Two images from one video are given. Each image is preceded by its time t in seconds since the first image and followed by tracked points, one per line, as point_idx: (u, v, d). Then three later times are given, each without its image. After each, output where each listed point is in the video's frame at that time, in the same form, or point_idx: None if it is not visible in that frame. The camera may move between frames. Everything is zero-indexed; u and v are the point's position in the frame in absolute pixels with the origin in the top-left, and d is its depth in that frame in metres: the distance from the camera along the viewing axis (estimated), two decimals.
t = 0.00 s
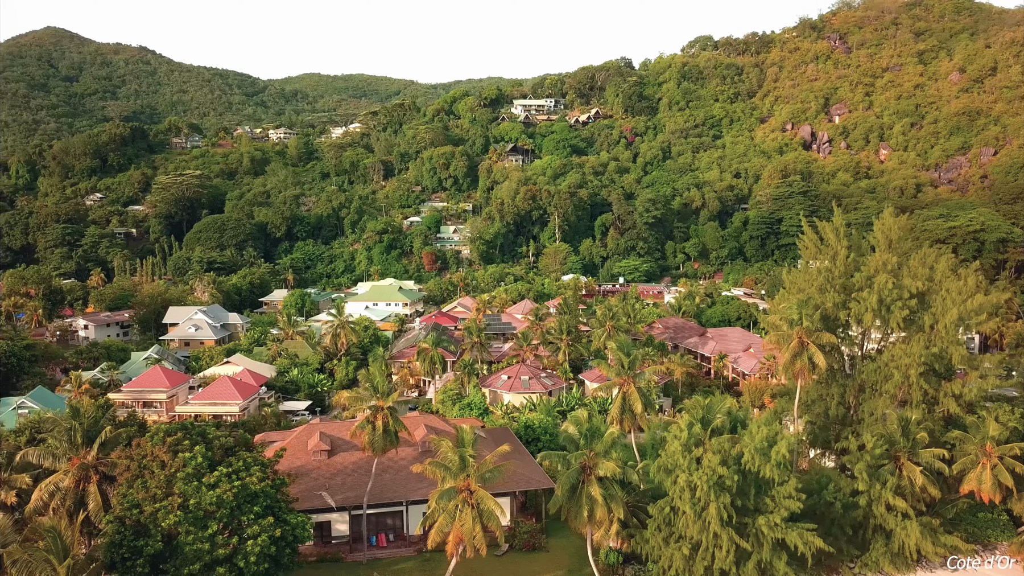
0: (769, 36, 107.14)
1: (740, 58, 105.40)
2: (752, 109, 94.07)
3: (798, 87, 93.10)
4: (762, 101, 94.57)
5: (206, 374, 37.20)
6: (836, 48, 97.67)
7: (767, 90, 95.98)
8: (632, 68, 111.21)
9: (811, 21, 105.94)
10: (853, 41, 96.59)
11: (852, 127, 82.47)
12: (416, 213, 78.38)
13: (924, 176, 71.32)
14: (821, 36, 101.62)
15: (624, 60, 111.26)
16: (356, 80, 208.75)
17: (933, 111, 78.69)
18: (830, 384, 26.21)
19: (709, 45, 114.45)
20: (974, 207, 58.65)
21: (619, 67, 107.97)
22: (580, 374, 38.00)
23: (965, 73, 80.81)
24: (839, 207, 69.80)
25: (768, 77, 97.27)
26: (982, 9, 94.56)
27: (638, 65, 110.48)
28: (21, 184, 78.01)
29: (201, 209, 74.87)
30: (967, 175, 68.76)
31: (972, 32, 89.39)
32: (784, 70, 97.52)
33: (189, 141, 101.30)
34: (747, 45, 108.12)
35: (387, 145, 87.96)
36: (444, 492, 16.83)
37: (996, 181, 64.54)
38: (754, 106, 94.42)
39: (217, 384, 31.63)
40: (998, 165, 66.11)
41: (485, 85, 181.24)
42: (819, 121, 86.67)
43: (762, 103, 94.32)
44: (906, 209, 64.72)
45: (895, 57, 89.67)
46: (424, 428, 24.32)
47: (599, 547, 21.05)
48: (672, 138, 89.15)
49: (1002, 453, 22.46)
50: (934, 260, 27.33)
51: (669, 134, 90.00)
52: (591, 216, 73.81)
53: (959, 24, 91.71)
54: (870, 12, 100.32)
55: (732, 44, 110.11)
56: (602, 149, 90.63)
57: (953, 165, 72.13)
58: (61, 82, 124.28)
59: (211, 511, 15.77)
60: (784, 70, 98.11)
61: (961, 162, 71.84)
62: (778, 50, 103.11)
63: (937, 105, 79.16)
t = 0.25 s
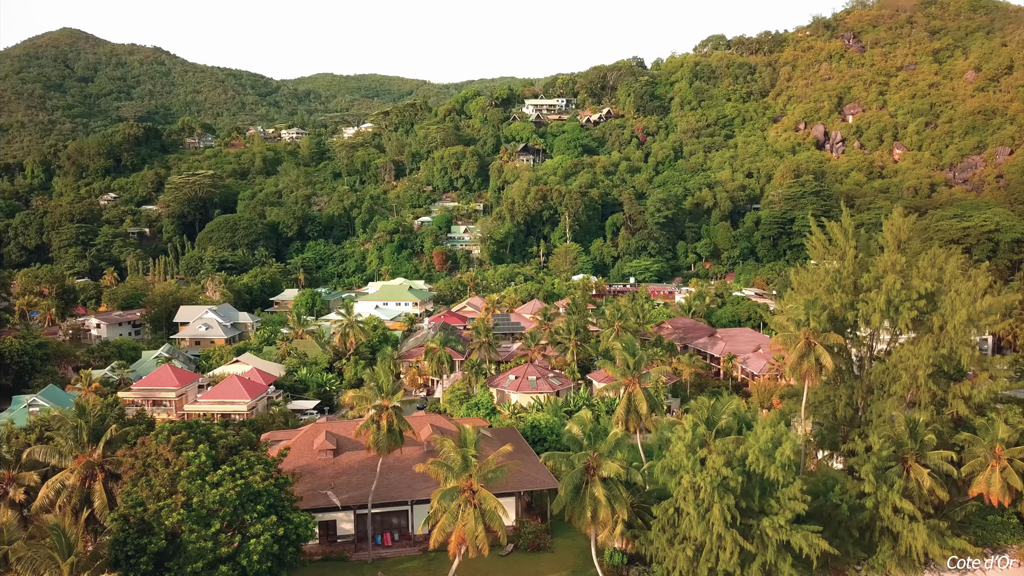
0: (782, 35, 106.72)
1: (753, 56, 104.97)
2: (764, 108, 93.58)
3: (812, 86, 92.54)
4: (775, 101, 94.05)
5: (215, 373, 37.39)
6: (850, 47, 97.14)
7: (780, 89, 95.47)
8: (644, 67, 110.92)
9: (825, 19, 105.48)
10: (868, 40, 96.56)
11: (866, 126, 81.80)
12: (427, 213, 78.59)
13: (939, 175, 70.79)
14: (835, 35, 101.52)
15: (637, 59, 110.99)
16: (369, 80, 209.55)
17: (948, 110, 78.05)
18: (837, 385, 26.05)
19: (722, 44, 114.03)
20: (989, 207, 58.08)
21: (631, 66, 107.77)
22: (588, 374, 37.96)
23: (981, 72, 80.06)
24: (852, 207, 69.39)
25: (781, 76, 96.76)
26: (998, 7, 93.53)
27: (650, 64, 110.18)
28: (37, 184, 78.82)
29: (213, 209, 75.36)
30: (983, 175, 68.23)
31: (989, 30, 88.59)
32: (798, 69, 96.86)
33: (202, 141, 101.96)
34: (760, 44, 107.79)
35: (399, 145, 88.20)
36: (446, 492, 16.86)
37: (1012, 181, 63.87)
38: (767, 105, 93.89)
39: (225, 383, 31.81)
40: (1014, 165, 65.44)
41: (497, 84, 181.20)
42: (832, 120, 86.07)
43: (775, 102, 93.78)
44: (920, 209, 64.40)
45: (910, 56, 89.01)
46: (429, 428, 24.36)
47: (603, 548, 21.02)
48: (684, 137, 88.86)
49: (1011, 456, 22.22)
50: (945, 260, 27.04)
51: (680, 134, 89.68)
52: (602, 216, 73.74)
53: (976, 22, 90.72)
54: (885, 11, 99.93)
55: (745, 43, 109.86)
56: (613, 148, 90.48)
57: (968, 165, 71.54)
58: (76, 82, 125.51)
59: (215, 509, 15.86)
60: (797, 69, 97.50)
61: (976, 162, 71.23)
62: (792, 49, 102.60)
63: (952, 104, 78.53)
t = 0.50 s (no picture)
0: (796, 34, 106.28)
1: (766, 56, 104.56)
2: (777, 107, 93.10)
3: (825, 86, 91.88)
4: (788, 100, 93.53)
5: (224, 372, 37.59)
6: (863, 46, 96.62)
7: (793, 89, 94.93)
8: (656, 66, 110.63)
9: (839, 18, 104.97)
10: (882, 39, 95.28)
11: (880, 125, 81.13)
12: (438, 213, 78.78)
13: (954, 175, 70.32)
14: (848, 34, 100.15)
15: (649, 59, 110.73)
16: (381, 80, 210.39)
17: (963, 109, 77.45)
18: (845, 386, 25.87)
19: (734, 43, 113.53)
20: (1005, 207, 57.53)
21: (643, 66, 107.56)
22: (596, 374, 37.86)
23: (997, 70, 79.33)
24: (865, 207, 68.98)
25: (794, 75, 96.22)
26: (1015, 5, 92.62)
27: (662, 63, 109.89)
28: (51, 184, 79.54)
29: (225, 209, 75.86)
30: (998, 175, 67.72)
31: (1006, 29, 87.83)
32: (811, 68, 96.22)
33: (215, 141, 102.62)
34: (773, 43, 107.49)
35: (410, 145, 88.44)
36: (448, 492, 16.89)
37: None
38: (779, 105, 93.41)
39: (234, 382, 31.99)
40: None
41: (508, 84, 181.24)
42: (846, 119, 85.43)
43: (788, 102, 93.27)
44: (934, 210, 64.10)
45: (924, 55, 88.42)
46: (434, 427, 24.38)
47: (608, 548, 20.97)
48: (695, 137, 88.52)
49: (1021, 458, 21.98)
50: (955, 260, 26.77)
51: (692, 133, 89.31)
52: (612, 216, 73.65)
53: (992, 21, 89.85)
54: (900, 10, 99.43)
55: (758, 43, 109.55)
56: (625, 148, 90.31)
57: (983, 164, 70.97)
58: (92, 83, 126.77)
59: (218, 507, 15.97)
60: (811, 68, 96.80)
61: (992, 161, 70.65)
62: (805, 48, 102.11)
63: (967, 104, 77.91)
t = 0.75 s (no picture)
0: (809, 32, 105.77)
1: (779, 55, 104.09)
2: (790, 106, 92.55)
3: (838, 84, 91.12)
4: (801, 99, 93.03)
5: (233, 371, 37.77)
6: (878, 44, 96.05)
7: (805, 88, 94.39)
8: (668, 66, 110.29)
9: (852, 17, 104.38)
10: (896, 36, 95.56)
11: (893, 124, 80.46)
12: (448, 212, 78.96)
13: (969, 175, 69.74)
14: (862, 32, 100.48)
15: (661, 58, 110.41)
16: (393, 80, 211.05)
17: (978, 108, 76.81)
18: (853, 387, 25.69)
19: (747, 43, 113.14)
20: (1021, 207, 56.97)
21: (655, 66, 107.31)
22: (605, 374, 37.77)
23: (1014, 69, 78.51)
24: (878, 207, 68.49)
25: (806, 75, 95.69)
26: None
27: (674, 63, 109.56)
28: (66, 184, 80.32)
29: (237, 208, 76.32)
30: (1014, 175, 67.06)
31: None
32: (824, 68, 95.61)
33: (228, 141, 103.21)
34: (786, 42, 107.03)
35: (421, 145, 88.64)
36: (450, 491, 16.91)
37: None
38: (792, 104, 92.88)
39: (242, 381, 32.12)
40: None
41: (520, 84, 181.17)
42: (859, 118, 84.80)
43: (800, 101, 92.74)
44: (949, 210, 63.56)
45: (939, 53, 87.71)
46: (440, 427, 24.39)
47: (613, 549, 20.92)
48: (707, 136, 88.12)
49: None
50: (965, 260, 26.49)
51: (704, 133, 88.92)
52: (623, 216, 73.52)
53: (1009, 19, 88.97)
54: (914, 8, 98.79)
55: (771, 42, 109.20)
56: (636, 147, 90.11)
57: (999, 164, 70.32)
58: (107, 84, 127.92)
59: (221, 506, 16.07)
60: (824, 67, 96.15)
61: (1008, 160, 69.94)
62: (818, 47, 101.58)
63: (983, 102, 77.21)
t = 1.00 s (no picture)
0: (823, 31, 105.26)
1: (792, 54, 103.57)
2: (803, 105, 91.99)
3: (852, 83, 90.34)
4: (814, 98, 92.44)
5: (242, 370, 37.97)
6: (892, 43, 95.41)
7: (819, 87, 93.80)
8: (680, 65, 109.87)
9: (867, 15, 103.71)
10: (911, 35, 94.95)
11: (907, 124, 79.78)
12: (459, 212, 79.09)
13: (984, 174, 69.15)
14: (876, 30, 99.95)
15: (673, 58, 110.01)
16: (406, 80, 211.55)
17: (994, 107, 76.07)
18: (861, 388, 25.50)
19: (760, 42, 112.61)
20: None
21: (667, 65, 107.00)
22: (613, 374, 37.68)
23: None
24: (892, 207, 67.97)
25: (820, 74, 95.09)
26: None
27: (686, 62, 109.16)
28: (80, 184, 81.08)
29: (250, 208, 76.70)
30: None
31: None
32: (838, 66, 94.92)
33: (240, 141, 103.76)
34: (799, 41, 106.52)
35: (433, 145, 88.78)
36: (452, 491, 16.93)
37: None
38: (805, 103, 92.33)
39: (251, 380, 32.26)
40: None
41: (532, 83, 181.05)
42: (873, 117, 84.13)
43: (813, 100, 92.17)
44: (963, 210, 63.06)
45: (955, 52, 86.93)
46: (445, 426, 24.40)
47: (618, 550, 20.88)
48: (719, 136, 87.71)
49: None
50: (976, 260, 26.20)
51: (716, 132, 88.47)
52: (634, 215, 73.37)
53: None
54: (930, 6, 98.04)
55: (784, 40, 108.71)
56: (647, 147, 89.87)
57: (1015, 163, 69.63)
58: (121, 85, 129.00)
59: (224, 504, 16.17)
60: (837, 66, 95.40)
61: None
62: (832, 46, 100.98)
63: (999, 101, 76.46)
